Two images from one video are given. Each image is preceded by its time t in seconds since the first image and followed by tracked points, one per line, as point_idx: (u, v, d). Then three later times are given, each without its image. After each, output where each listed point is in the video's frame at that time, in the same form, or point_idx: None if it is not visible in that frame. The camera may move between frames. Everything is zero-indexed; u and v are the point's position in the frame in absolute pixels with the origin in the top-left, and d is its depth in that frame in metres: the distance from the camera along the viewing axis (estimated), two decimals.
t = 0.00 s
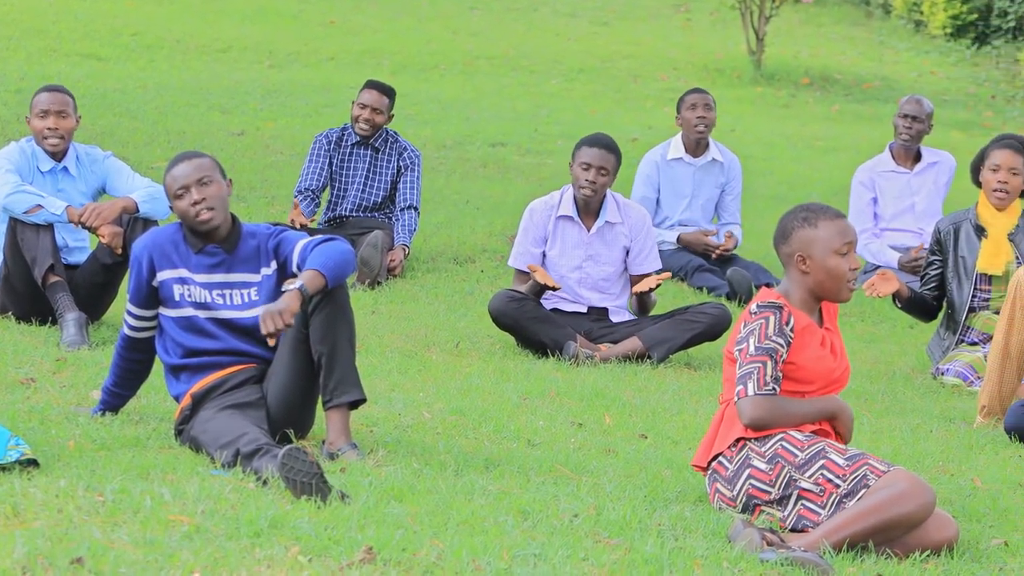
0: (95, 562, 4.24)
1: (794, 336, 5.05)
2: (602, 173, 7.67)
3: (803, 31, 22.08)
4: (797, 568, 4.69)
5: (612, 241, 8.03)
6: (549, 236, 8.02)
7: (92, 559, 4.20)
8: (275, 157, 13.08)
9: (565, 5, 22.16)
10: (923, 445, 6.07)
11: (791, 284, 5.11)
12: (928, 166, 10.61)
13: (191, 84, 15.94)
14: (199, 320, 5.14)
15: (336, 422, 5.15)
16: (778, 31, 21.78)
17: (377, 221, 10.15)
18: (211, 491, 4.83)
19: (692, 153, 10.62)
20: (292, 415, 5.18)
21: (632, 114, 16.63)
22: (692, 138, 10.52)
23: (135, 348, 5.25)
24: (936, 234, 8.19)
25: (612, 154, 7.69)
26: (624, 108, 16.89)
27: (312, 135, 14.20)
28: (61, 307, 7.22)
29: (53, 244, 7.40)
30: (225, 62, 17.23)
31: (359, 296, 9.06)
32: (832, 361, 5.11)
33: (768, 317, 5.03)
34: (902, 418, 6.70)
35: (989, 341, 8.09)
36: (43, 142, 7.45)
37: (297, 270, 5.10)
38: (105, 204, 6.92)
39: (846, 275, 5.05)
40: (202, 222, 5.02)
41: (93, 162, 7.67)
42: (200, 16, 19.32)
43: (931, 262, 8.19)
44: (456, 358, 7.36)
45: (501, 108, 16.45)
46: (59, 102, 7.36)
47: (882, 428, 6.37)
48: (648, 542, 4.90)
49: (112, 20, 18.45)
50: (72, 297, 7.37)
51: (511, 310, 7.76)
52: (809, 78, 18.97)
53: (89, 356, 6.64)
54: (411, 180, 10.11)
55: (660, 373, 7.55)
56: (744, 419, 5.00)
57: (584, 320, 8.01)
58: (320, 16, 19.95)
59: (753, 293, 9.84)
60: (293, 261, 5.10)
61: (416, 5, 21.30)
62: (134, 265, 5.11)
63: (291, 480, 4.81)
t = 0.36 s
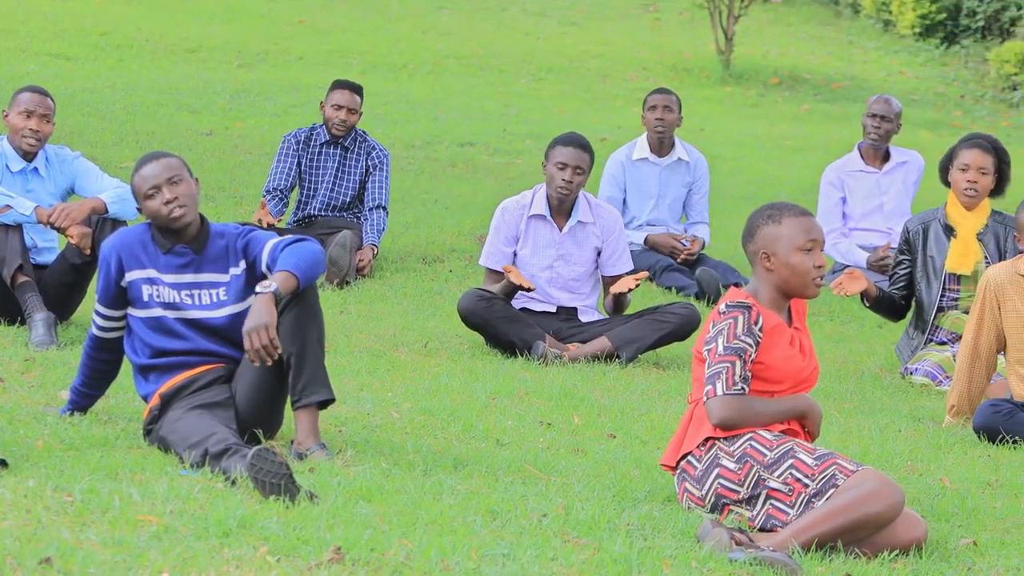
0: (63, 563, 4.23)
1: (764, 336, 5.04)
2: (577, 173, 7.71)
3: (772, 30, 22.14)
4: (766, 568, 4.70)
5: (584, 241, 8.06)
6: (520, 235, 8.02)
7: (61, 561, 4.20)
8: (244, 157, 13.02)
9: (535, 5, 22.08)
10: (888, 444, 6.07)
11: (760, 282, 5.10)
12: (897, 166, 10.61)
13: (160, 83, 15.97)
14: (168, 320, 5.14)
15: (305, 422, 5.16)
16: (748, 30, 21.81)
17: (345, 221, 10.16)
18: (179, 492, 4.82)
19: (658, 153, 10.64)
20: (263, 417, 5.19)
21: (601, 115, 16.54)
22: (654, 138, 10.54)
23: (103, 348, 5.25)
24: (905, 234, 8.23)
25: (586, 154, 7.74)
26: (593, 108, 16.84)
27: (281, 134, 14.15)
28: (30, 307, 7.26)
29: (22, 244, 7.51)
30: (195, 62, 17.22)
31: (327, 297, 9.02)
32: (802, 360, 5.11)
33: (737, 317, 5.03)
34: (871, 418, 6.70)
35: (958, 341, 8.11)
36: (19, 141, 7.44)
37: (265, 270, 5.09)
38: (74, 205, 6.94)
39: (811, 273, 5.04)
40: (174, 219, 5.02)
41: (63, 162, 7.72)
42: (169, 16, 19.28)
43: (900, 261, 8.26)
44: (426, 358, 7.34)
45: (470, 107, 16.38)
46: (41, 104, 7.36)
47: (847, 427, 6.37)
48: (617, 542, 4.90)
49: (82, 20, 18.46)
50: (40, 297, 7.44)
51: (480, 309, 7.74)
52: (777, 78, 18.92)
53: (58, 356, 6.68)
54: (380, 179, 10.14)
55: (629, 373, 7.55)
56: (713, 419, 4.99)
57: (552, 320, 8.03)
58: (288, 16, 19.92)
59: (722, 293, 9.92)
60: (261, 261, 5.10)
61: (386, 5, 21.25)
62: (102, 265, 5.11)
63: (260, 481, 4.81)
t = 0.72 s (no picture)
0: (31, 564, 4.22)
1: (731, 336, 5.05)
2: (545, 171, 7.81)
3: (740, 29, 22.13)
4: (734, 567, 4.70)
5: (553, 239, 8.10)
6: (489, 235, 8.05)
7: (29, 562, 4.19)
8: (213, 157, 12.99)
9: (504, 6, 22.03)
10: (854, 443, 6.08)
11: (727, 282, 5.12)
12: (865, 166, 10.63)
13: (128, 83, 15.94)
14: (136, 321, 5.14)
15: (273, 422, 5.16)
16: (716, 30, 21.79)
17: (314, 221, 10.13)
18: (147, 492, 4.81)
19: (627, 153, 10.66)
20: (232, 418, 5.20)
21: (570, 115, 16.52)
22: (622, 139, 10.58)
23: (71, 348, 5.25)
24: (872, 234, 8.23)
25: (553, 152, 7.85)
26: (562, 108, 16.83)
27: (250, 134, 14.12)
28: None
29: None
30: (164, 62, 17.21)
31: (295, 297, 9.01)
32: (769, 360, 5.12)
33: (705, 317, 5.03)
34: (840, 418, 6.71)
35: (926, 340, 8.14)
36: None
37: (234, 270, 5.10)
38: (43, 204, 7.14)
39: (778, 273, 5.06)
40: (144, 219, 5.01)
41: (31, 163, 7.73)
42: (138, 17, 19.22)
43: (868, 261, 8.23)
44: (396, 358, 7.33)
45: (438, 107, 16.35)
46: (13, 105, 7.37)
47: (812, 427, 6.37)
48: (585, 541, 4.90)
49: (50, 20, 18.42)
50: (7, 298, 7.41)
51: (448, 309, 7.73)
52: (746, 78, 18.93)
53: (26, 356, 6.71)
54: (350, 180, 10.13)
55: (599, 373, 7.57)
56: (681, 419, 4.99)
57: (522, 319, 8.05)
58: (257, 16, 19.90)
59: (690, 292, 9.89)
60: (230, 261, 5.10)
61: (355, 5, 21.21)
62: (71, 265, 5.11)
63: (228, 481, 4.80)
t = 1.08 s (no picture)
0: None
1: (698, 335, 5.06)
2: (503, 167, 7.86)
3: (708, 29, 22.09)
4: (702, 567, 4.72)
5: (519, 236, 8.14)
6: (456, 235, 8.07)
7: None
8: (181, 156, 12.98)
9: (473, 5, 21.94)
10: (822, 443, 6.08)
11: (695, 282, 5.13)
12: (833, 165, 10.75)
13: (96, 82, 15.93)
14: (104, 320, 5.15)
15: (241, 421, 5.16)
16: (685, 30, 21.77)
17: (282, 221, 10.13)
18: (116, 491, 4.81)
19: (600, 153, 10.72)
20: (201, 415, 5.21)
21: (539, 114, 16.49)
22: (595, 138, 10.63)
23: (40, 347, 5.25)
24: (840, 233, 8.24)
25: (510, 148, 7.90)
26: (531, 108, 16.84)
27: (219, 134, 14.11)
28: None
29: None
30: (133, 62, 17.20)
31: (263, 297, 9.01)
32: (737, 359, 5.14)
33: (672, 317, 5.04)
34: (811, 418, 6.71)
35: (894, 339, 8.16)
36: None
37: (202, 269, 5.10)
38: (10, 203, 7.13)
39: (744, 271, 5.09)
40: (113, 218, 5.00)
41: None
42: (108, 17, 19.18)
43: (836, 259, 8.27)
44: (366, 359, 7.32)
45: (406, 107, 16.32)
46: None
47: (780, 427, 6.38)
48: (553, 541, 4.90)
49: (18, 20, 18.38)
50: None
51: (416, 308, 7.74)
52: (715, 77, 18.95)
53: None
54: (319, 179, 10.14)
55: (567, 373, 7.58)
56: (649, 418, 5.00)
57: (489, 319, 8.07)
58: (227, 16, 19.86)
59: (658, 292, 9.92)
60: (198, 261, 5.11)
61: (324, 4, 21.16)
62: (39, 264, 5.11)
63: (196, 480, 4.80)
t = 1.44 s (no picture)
0: None
1: (667, 335, 5.06)
2: (458, 168, 7.72)
3: (678, 29, 21.91)
4: (671, 566, 4.70)
5: (486, 236, 8.09)
6: (422, 236, 8.04)
7: None
8: (150, 156, 12.97)
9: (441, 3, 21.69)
10: (789, 444, 6.10)
11: (664, 281, 5.13)
12: (801, 165, 10.54)
13: (64, 83, 15.94)
14: (72, 320, 5.15)
15: (210, 421, 5.17)
16: (654, 28, 21.61)
17: (251, 220, 10.13)
18: (84, 491, 4.80)
19: (570, 151, 10.59)
20: (170, 415, 5.22)
21: (507, 115, 16.51)
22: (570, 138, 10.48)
23: (8, 347, 5.25)
24: (807, 234, 8.23)
25: (465, 147, 7.72)
26: (498, 108, 16.84)
27: (188, 134, 14.09)
28: None
29: None
30: (102, 62, 17.20)
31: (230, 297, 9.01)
32: (705, 359, 5.15)
33: (640, 316, 5.04)
34: (783, 420, 6.72)
35: (861, 339, 8.18)
36: None
37: (170, 268, 5.12)
38: None
39: (713, 271, 5.09)
40: (80, 218, 5.00)
41: None
42: (77, 17, 19.10)
43: (804, 261, 8.24)
44: (336, 360, 7.32)
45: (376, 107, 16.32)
46: None
47: (751, 429, 6.38)
48: (521, 540, 4.90)
49: None
50: None
51: (384, 308, 7.75)
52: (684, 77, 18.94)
53: None
54: (287, 179, 10.14)
55: (536, 373, 7.61)
56: (617, 418, 5.00)
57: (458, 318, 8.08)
58: (195, 16, 19.73)
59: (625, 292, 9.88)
60: (167, 260, 5.13)
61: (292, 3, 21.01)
62: (8, 263, 5.11)
63: (164, 479, 4.80)
